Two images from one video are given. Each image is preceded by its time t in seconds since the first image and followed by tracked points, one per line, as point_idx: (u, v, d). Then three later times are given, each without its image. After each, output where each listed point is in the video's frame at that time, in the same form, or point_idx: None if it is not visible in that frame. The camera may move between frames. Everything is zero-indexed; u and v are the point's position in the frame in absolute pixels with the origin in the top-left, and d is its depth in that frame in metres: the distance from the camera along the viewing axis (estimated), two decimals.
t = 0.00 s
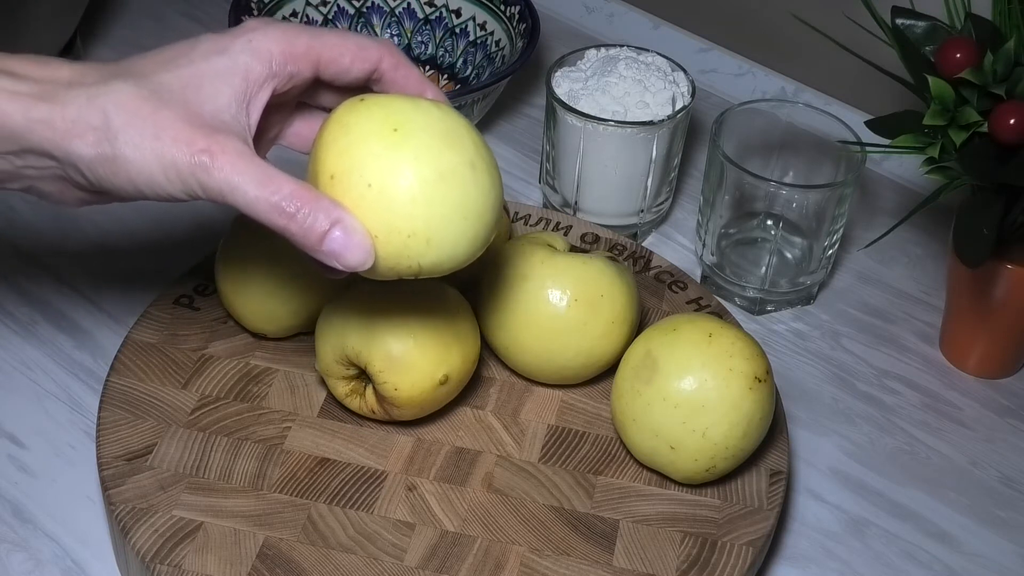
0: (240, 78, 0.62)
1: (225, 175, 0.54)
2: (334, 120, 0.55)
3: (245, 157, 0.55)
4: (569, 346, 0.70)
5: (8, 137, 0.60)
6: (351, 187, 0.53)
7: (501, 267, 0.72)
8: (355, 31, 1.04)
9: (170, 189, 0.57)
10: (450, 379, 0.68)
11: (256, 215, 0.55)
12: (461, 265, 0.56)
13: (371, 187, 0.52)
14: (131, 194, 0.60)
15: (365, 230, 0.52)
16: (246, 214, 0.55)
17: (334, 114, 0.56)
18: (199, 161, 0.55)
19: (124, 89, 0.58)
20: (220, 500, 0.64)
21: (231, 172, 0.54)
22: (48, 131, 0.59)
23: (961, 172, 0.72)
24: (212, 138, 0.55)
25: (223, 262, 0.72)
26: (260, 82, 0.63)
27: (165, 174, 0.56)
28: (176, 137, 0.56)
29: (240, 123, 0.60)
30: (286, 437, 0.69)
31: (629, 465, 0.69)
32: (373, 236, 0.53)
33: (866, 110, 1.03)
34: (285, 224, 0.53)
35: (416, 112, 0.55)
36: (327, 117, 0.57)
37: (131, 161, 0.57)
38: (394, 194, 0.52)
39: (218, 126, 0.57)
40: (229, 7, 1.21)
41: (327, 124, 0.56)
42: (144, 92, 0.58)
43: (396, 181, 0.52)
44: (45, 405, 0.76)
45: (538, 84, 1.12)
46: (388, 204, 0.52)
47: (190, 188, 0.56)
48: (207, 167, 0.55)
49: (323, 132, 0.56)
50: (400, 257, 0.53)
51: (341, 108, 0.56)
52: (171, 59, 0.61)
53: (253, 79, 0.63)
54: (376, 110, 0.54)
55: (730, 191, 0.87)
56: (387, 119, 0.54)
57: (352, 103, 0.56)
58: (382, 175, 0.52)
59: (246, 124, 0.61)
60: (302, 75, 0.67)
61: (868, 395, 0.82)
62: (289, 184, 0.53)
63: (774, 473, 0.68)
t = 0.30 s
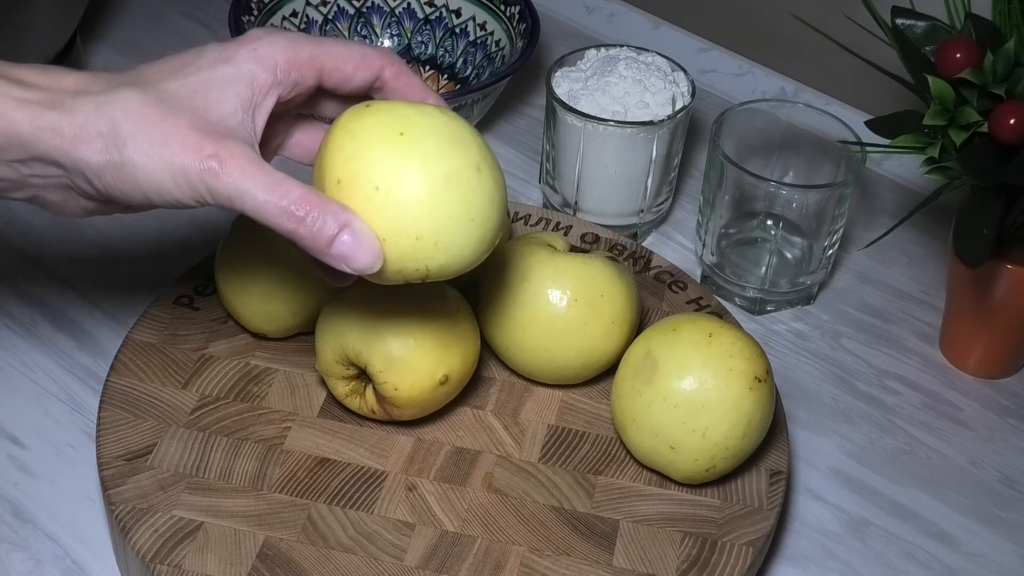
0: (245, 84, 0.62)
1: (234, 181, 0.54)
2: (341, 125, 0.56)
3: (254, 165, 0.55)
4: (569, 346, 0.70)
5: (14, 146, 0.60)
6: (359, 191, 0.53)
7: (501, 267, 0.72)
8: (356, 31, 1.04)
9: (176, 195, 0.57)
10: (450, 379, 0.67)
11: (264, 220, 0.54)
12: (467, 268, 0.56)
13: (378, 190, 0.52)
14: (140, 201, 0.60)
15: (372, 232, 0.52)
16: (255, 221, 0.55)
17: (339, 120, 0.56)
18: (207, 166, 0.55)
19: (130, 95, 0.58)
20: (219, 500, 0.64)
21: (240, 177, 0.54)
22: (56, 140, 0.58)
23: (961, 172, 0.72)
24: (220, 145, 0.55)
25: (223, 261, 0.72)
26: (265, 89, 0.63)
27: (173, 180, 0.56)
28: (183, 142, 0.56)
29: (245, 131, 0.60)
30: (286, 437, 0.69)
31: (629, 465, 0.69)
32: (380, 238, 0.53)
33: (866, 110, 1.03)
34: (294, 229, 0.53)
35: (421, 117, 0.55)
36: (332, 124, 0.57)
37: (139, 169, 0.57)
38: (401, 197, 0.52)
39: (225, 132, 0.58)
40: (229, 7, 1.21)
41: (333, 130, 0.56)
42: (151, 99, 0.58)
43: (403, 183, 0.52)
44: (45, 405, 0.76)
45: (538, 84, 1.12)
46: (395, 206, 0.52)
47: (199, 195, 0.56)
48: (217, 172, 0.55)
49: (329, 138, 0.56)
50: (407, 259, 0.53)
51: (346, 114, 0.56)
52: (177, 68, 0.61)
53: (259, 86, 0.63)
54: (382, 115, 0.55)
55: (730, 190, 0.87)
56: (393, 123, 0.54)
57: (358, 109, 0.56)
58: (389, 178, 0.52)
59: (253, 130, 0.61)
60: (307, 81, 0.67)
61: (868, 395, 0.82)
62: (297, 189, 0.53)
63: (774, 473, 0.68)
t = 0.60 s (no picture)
0: (245, 105, 0.62)
1: (237, 204, 0.54)
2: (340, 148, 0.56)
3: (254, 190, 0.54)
4: (570, 346, 0.70)
5: (12, 169, 0.59)
6: (362, 212, 0.53)
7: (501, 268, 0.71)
8: (356, 31, 1.04)
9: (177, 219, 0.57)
10: (450, 379, 0.68)
11: (266, 243, 0.54)
12: (470, 288, 0.56)
13: (382, 212, 0.52)
14: (139, 225, 0.60)
15: (376, 255, 0.52)
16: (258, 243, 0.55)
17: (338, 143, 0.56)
18: (209, 190, 0.55)
19: (130, 116, 0.58)
20: (219, 500, 0.64)
21: (243, 201, 0.54)
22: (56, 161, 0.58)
23: (961, 172, 0.72)
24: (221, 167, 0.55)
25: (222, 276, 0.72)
26: (265, 110, 0.63)
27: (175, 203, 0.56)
28: (185, 165, 0.56)
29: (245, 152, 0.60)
30: (286, 437, 0.69)
31: (629, 465, 0.69)
32: (384, 260, 0.53)
33: (866, 110, 1.03)
34: (297, 253, 0.53)
35: (423, 136, 0.55)
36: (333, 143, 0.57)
37: (140, 192, 0.57)
38: (405, 219, 0.52)
39: (226, 154, 0.57)
40: (229, 7, 1.21)
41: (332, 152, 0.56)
42: (151, 120, 0.58)
43: (407, 205, 0.52)
44: (46, 405, 0.76)
45: (538, 84, 1.12)
46: (399, 229, 0.52)
47: (201, 218, 0.56)
48: (219, 196, 0.54)
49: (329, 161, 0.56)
50: (412, 281, 0.53)
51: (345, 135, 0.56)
52: (178, 86, 0.61)
53: (259, 107, 0.63)
54: (384, 135, 0.55)
55: (730, 190, 0.87)
56: (395, 144, 0.54)
57: (359, 128, 0.56)
58: (393, 200, 0.52)
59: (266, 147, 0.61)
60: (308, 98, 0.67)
61: (868, 395, 0.82)
62: (300, 212, 0.53)
63: (774, 473, 0.68)
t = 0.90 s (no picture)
0: (248, 144, 0.60)
1: (242, 243, 0.53)
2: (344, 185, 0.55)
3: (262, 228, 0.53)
4: (569, 346, 0.70)
5: (11, 205, 0.58)
6: (369, 252, 0.52)
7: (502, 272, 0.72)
8: (356, 31, 1.04)
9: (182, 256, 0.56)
10: (448, 378, 0.68)
11: (270, 281, 0.54)
12: (473, 330, 0.56)
13: (390, 253, 0.52)
14: (139, 264, 0.59)
15: (383, 296, 0.52)
16: (261, 281, 0.54)
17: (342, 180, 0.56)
18: (214, 229, 0.53)
19: (131, 152, 0.57)
20: (220, 500, 0.64)
21: (249, 240, 0.53)
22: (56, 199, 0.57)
23: (961, 172, 0.72)
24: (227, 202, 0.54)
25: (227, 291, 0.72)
26: (267, 147, 0.62)
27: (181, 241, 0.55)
28: (189, 204, 0.54)
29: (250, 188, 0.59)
30: (286, 437, 0.69)
31: (629, 465, 0.69)
32: (390, 302, 0.53)
33: (866, 110, 1.03)
34: (302, 292, 0.52)
35: (433, 177, 0.55)
36: (339, 179, 0.57)
37: (144, 230, 0.55)
38: (413, 260, 0.52)
39: (230, 191, 0.56)
40: (229, 7, 1.21)
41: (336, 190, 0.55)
42: (153, 157, 0.57)
43: (415, 246, 0.52)
44: (45, 405, 0.76)
45: (538, 84, 1.12)
46: (407, 270, 0.52)
47: (204, 257, 0.55)
48: (224, 234, 0.53)
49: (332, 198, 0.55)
50: (417, 322, 0.53)
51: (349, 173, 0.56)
52: (179, 125, 0.60)
53: (261, 144, 0.61)
54: (392, 174, 0.54)
55: (730, 190, 0.87)
56: (404, 184, 0.54)
57: (365, 167, 0.56)
58: (401, 241, 0.52)
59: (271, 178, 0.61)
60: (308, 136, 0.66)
61: (868, 395, 0.82)
62: (305, 251, 0.52)
63: (774, 473, 0.68)
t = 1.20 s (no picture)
0: (201, 123, 0.60)
1: (204, 229, 0.53)
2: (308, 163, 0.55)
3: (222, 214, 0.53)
4: (570, 346, 0.70)
5: None
6: (339, 224, 0.52)
7: (502, 272, 0.72)
8: (356, 31, 1.04)
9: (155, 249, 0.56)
10: (450, 378, 0.68)
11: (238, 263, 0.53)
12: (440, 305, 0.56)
13: (359, 224, 0.52)
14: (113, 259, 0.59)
15: (351, 268, 0.52)
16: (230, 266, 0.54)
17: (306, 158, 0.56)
18: (175, 217, 0.53)
19: (83, 147, 0.56)
20: (220, 500, 0.64)
21: (210, 224, 0.53)
22: (15, 202, 0.57)
23: (961, 172, 0.72)
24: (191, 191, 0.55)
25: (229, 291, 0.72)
26: (222, 124, 0.61)
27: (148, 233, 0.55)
28: (147, 193, 0.54)
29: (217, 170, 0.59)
30: (286, 437, 0.69)
31: (629, 465, 0.69)
32: (358, 273, 0.52)
33: (866, 110, 1.03)
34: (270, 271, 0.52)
35: (406, 149, 0.54)
36: (311, 148, 0.56)
37: (105, 225, 0.56)
38: (383, 233, 0.52)
39: (187, 177, 0.56)
40: (230, 7, 1.21)
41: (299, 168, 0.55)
42: (105, 149, 0.56)
43: (385, 218, 0.52)
44: (45, 405, 0.76)
45: (538, 84, 1.12)
46: (376, 242, 0.52)
47: (167, 245, 0.55)
48: (185, 222, 0.53)
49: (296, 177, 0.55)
50: (384, 294, 0.53)
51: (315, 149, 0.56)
52: (129, 111, 0.59)
53: (215, 122, 0.61)
54: (365, 145, 0.54)
55: (730, 190, 0.87)
56: (376, 155, 0.54)
57: (338, 137, 0.55)
58: (371, 213, 0.52)
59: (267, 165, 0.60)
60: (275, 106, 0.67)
61: (868, 395, 0.82)
62: (271, 231, 0.52)
63: (774, 473, 0.68)
